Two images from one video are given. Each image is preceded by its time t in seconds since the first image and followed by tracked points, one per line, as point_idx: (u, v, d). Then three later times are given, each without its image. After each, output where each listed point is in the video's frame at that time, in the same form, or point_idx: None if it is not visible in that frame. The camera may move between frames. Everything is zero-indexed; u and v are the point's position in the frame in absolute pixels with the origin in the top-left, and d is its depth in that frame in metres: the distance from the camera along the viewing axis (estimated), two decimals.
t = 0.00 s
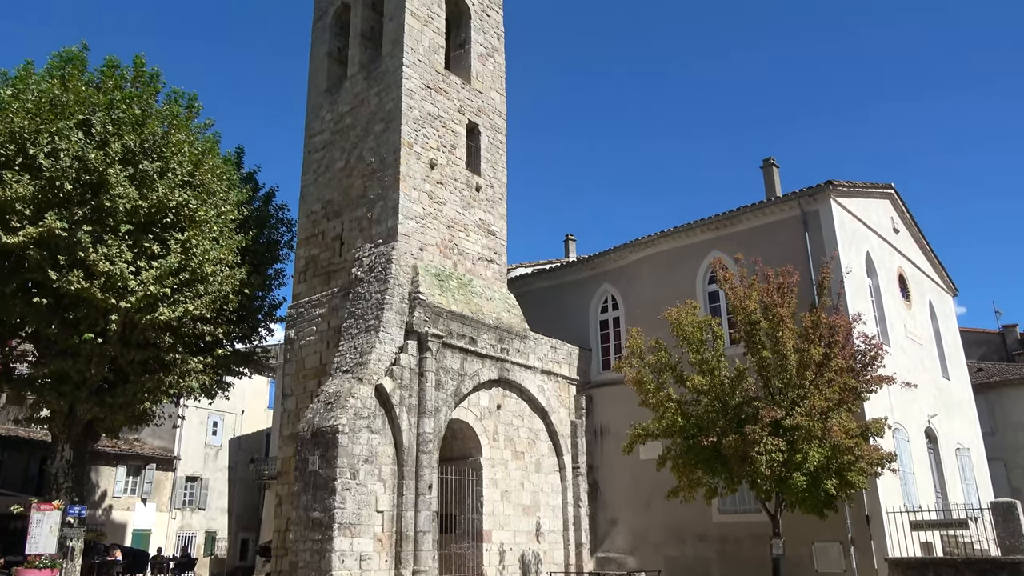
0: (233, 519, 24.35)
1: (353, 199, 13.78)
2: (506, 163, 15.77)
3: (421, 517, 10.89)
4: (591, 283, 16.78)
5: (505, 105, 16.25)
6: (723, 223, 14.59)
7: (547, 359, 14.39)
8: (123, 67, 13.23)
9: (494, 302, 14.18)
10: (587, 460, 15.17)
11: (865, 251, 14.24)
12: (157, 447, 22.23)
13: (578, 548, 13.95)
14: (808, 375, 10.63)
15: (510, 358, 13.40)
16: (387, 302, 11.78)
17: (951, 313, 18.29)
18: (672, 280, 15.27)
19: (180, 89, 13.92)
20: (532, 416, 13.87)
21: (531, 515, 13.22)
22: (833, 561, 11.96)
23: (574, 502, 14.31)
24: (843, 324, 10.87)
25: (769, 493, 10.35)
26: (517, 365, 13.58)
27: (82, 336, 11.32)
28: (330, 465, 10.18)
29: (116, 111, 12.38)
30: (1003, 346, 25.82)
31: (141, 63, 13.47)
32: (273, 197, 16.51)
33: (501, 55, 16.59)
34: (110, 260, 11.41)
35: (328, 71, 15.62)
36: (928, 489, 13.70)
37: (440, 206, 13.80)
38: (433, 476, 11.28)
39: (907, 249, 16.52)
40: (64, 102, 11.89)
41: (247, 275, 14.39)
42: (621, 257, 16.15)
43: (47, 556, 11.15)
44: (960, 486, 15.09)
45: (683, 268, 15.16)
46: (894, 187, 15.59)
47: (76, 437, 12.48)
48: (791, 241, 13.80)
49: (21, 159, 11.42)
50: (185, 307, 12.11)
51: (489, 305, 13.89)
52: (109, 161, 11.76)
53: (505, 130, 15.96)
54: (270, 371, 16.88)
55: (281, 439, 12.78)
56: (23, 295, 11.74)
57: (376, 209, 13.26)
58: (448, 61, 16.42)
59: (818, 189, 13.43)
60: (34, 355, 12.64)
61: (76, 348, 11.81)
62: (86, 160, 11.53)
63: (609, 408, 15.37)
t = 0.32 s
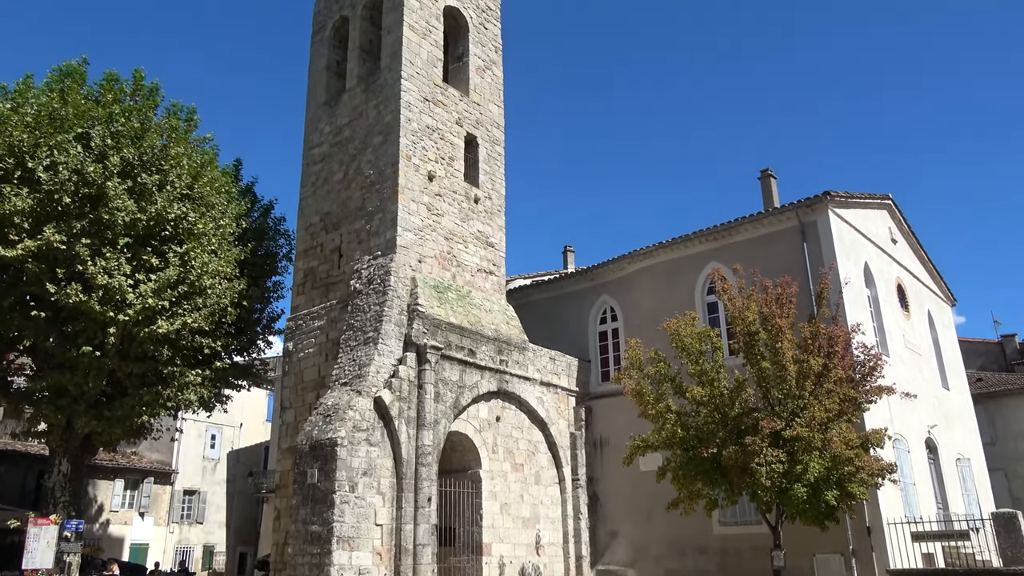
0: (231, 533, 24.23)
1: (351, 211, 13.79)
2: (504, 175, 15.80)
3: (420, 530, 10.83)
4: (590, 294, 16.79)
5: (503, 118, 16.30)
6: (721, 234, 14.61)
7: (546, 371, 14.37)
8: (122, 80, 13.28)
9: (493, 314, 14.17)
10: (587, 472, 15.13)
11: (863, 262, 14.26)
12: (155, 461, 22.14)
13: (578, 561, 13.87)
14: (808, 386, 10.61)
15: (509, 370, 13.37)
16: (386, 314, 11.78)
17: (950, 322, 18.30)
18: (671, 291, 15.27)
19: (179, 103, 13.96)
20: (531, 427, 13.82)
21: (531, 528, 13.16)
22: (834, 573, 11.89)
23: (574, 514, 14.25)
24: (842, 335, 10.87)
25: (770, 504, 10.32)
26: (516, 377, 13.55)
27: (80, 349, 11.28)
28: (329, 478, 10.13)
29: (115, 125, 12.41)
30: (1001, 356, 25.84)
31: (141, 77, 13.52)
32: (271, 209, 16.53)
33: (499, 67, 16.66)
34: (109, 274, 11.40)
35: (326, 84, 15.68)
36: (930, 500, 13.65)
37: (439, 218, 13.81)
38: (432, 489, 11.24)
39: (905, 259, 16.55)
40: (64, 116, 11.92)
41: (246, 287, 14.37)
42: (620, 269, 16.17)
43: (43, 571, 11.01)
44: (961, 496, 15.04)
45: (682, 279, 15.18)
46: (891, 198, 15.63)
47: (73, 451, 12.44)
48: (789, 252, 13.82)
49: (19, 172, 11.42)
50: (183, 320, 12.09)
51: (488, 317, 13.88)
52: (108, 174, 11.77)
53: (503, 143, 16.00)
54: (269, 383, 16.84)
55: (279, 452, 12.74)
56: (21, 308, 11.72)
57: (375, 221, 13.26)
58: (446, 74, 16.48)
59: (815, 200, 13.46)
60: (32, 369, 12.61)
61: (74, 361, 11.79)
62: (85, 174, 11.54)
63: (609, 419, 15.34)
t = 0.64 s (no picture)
0: (229, 547, 24.21)
1: (350, 224, 13.81)
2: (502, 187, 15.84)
3: (419, 544, 10.77)
4: (589, 305, 16.80)
5: (501, 130, 16.36)
6: (719, 245, 14.65)
7: (545, 383, 14.34)
8: (121, 94, 13.33)
9: (492, 326, 14.16)
10: (587, 484, 15.09)
11: (861, 273, 14.28)
12: (153, 475, 22.02)
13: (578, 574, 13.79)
14: (807, 397, 10.60)
15: (508, 382, 13.35)
16: (384, 326, 11.79)
17: (948, 332, 18.31)
18: (670, 302, 15.28)
19: (178, 117, 14.01)
20: (530, 440, 13.77)
21: (531, 541, 13.10)
22: None
23: (574, 527, 14.19)
24: (841, 345, 10.87)
25: (770, 516, 10.29)
26: (515, 389, 13.53)
27: (78, 363, 11.26)
28: (327, 492, 10.09)
29: (114, 139, 12.46)
30: (1000, 366, 25.85)
31: (140, 91, 13.57)
32: (269, 222, 16.54)
33: (497, 80, 16.73)
34: (107, 287, 11.38)
35: (325, 97, 15.74)
36: (930, 511, 13.62)
37: (437, 230, 13.83)
38: (431, 502, 11.18)
39: (903, 269, 16.58)
40: (63, 130, 11.96)
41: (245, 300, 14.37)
42: (618, 280, 16.18)
43: None
44: (962, 507, 15.00)
45: (680, 290, 15.19)
46: (889, 209, 15.67)
47: (71, 465, 12.41)
48: (788, 263, 13.83)
49: (18, 187, 11.43)
50: (181, 333, 12.07)
51: (486, 328, 13.87)
52: (106, 188, 11.78)
53: (501, 155, 16.05)
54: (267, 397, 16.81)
55: (278, 465, 12.71)
56: (19, 322, 11.68)
57: (374, 234, 13.28)
58: (444, 87, 16.54)
59: (813, 211, 13.50)
60: (30, 383, 12.56)
61: (72, 375, 11.75)
62: (84, 187, 11.54)
63: (609, 431, 15.32)
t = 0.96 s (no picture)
0: (228, 562, 24.04)
1: (349, 238, 13.83)
2: (501, 200, 15.89)
3: (419, 558, 10.72)
4: (588, 317, 16.80)
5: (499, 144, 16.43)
6: (717, 257, 14.67)
7: (544, 396, 14.32)
8: (121, 110, 13.40)
9: (491, 339, 14.15)
10: (587, 497, 15.05)
11: (859, 284, 14.30)
12: (151, 490, 21.90)
13: None
14: (807, 409, 10.59)
15: (507, 395, 13.33)
16: (383, 340, 11.79)
17: (947, 343, 18.33)
18: (668, 314, 15.29)
19: (177, 131, 14.06)
20: (529, 453, 13.72)
21: (530, 555, 13.02)
22: None
23: (574, 541, 14.12)
24: (840, 357, 10.88)
25: (771, 529, 10.25)
26: (514, 402, 13.51)
27: (77, 379, 11.23)
28: (326, 507, 10.05)
29: (113, 154, 12.50)
30: (1000, 377, 25.89)
31: (140, 106, 13.63)
32: (268, 236, 16.56)
33: (495, 94, 16.82)
34: (106, 302, 11.38)
35: (324, 112, 15.82)
36: (932, 522, 13.57)
37: (436, 244, 13.85)
38: (431, 517, 11.13)
39: (901, 280, 16.60)
40: (62, 146, 12.00)
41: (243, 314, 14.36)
42: (617, 293, 16.20)
43: None
44: (963, 519, 14.95)
45: (679, 302, 15.20)
46: (886, 220, 15.71)
47: (68, 481, 12.36)
48: (786, 275, 13.86)
49: (18, 202, 11.44)
50: (180, 348, 12.06)
51: (485, 341, 13.87)
52: (106, 203, 11.79)
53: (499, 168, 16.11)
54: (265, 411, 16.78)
55: (276, 480, 12.68)
56: (17, 337, 11.65)
57: (372, 247, 13.30)
58: (443, 101, 16.62)
59: (811, 223, 13.53)
60: (28, 398, 12.52)
61: (70, 390, 11.72)
62: (83, 203, 11.55)
63: (608, 444, 15.29)
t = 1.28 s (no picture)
0: None
1: (348, 253, 13.85)
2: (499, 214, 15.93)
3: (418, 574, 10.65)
4: (587, 331, 16.80)
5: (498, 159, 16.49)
6: (715, 270, 14.70)
7: (544, 410, 14.29)
8: (121, 127, 13.45)
9: (490, 353, 14.13)
10: (587, 512, 15.00)
11: (858, 296, 14.32)
12: (149, 506, 21.78)
13: None
14: (807, 422, 10.57)
15: (506, 410, 13.30)
16: (382, 355, 11.79)
17: (946, 355, 18.33)
18: (668, 328, 15.29)
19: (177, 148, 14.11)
20: (529, 467, 13.68)
21: (531, 571, 12.94)
22: None
23: (574, 556, 14.04)
24: (839, 370, 10.88)
25: (772, 543, 10.20)
26: (514, 417, 13.48)
27: (75, 395, 11.20)
28: (325, 523, 10.00)
29: (113, 171, 12.55)
30: (999, 389, 25.88)
31: (139, 123, 13.69)
32: (267, 251, 16.57)
33: (493, 109, 16.90)
34: (104, 318, 11.37)
35: (322, 128, 15.89)
36: (933, 535, 13.53)
37: (434, 258, 13.87)
38: (430, 532, 11.08)
39: (899, 293, 16.62)
40: (62, 162, 12.04)
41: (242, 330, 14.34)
42: (616, 306, 16.21)
43: None
44: (965, 532, 14.90)
45: (678, 315, 15.21)
46: (883, 233, 15.76)
47: (66, 498, 12.31)
48: (784, 288, 13.89)
49: (16, 219, 11.46)
50: (179, 363, 12.05)
51: (484, 356, 13.86)
52: (105, 220, 11.80)
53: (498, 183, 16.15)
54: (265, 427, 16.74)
55: (275, 496, 12.63)
56: (15, 354, 11.62)
57: (371, 262, 13.31)
58: (441, 117, 16.69)
59: (808, 236, 13.57)
60: (25, 415, 12.48)
61: (68, 407, 11.69)
62: (82, 219, 11.56)
63: (608, 459, 15.26)
